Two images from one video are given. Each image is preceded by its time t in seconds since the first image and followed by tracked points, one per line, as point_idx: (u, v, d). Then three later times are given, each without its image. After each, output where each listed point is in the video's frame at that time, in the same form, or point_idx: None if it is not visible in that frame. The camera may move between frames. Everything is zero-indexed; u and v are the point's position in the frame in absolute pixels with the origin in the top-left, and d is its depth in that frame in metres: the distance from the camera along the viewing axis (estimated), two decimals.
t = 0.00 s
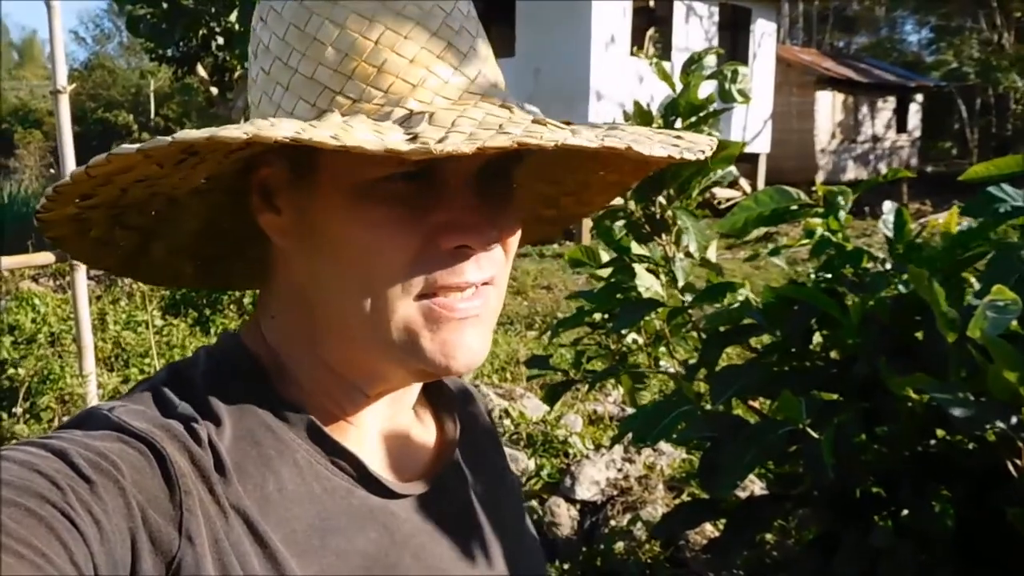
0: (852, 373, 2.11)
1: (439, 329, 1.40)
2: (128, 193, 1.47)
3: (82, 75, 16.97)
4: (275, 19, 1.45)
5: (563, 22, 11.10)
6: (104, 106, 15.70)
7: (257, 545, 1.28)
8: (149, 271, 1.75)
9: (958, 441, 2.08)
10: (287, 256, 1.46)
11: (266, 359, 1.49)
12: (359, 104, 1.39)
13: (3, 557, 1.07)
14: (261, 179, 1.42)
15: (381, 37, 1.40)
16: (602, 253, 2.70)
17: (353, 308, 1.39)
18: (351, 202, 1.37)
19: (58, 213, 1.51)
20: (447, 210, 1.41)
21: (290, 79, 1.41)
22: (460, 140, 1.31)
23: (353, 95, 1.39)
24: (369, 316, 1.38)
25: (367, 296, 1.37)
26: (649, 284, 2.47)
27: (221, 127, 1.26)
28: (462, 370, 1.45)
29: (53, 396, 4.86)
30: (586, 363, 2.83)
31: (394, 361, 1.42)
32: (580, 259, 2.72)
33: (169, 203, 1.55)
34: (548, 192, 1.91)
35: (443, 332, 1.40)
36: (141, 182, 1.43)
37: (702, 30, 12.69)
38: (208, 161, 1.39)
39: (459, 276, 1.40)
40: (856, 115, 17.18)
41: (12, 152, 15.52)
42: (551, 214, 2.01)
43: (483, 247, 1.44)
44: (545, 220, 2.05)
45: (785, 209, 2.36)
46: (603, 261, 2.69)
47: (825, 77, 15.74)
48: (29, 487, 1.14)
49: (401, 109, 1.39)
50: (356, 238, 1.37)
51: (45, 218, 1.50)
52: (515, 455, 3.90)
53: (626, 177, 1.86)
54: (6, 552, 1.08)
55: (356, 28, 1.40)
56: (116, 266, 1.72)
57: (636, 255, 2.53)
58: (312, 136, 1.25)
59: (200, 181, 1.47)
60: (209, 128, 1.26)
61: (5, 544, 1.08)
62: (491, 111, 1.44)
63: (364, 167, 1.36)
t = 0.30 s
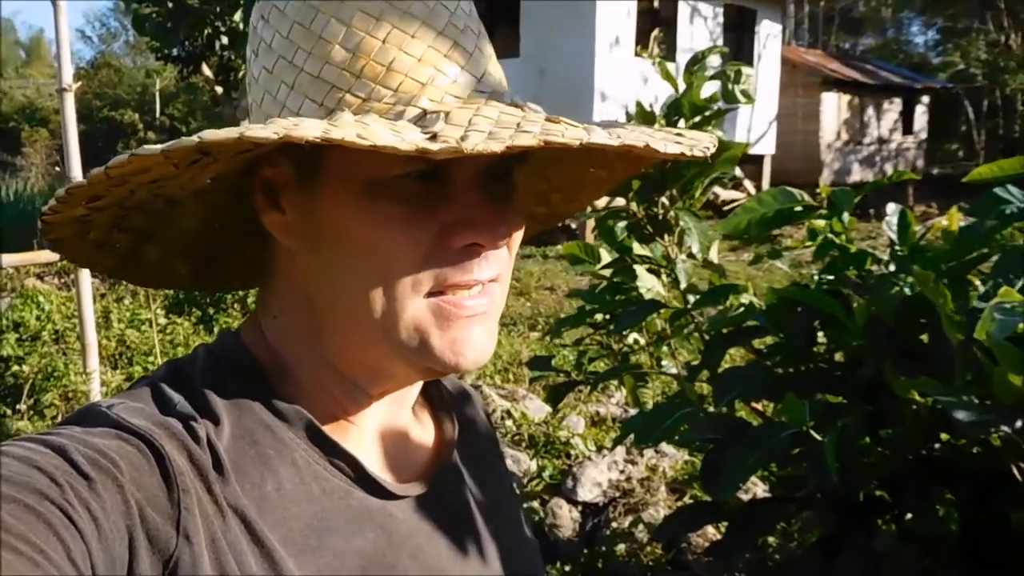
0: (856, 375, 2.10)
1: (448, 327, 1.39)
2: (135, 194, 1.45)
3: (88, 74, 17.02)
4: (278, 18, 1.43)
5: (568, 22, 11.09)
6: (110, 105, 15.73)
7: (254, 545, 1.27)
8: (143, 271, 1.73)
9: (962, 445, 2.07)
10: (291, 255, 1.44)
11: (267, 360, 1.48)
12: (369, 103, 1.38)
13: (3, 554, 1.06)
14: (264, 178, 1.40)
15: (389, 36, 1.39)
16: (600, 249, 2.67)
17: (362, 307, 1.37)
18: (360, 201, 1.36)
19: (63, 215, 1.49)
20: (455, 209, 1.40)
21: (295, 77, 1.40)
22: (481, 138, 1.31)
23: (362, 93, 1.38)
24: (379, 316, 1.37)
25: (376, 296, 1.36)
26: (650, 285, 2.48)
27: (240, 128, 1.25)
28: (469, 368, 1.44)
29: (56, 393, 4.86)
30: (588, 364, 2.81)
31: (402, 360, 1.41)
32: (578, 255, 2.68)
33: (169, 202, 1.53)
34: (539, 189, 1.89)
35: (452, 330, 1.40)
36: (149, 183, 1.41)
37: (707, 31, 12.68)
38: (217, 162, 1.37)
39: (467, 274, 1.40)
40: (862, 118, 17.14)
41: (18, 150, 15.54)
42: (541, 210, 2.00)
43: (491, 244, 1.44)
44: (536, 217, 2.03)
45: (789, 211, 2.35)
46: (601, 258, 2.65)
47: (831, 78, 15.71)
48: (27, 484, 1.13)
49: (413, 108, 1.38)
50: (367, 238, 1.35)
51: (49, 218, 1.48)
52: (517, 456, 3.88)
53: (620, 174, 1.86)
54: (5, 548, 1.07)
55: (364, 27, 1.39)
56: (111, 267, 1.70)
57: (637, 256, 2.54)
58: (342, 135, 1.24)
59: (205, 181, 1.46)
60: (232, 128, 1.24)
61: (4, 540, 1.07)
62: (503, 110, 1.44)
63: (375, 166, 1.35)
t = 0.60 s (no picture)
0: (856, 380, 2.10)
1: (448, 334, 1.40)
2: (135, 205, 1.45)
3: (91, 72, 17.07)
4: (276, 24, 1.43)
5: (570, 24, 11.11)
6: (114, 104, 15.75)
7: (254, 547, 1.28)
8: (142, 276, 1.74)
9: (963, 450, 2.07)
10: (291, 262, 1.44)
11: (266, 366, 1.48)
12: (368, 112, 1.38)
13: (4, 558, 1.07)
14: (263, 186, 1.41)
15: (387, 45, 1.39)
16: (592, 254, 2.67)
17: (361, 314, 1.38)
18: (359, 210, 1.36)
19: (63, 226, 1.50)
20: (455, 216, 1.40)
21: (295, 87, 1.40)
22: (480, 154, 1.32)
23: (361, 103, 1.39)
24: (378, 324, 1.38)
25: (377, 304, 1.37)
26: (648, 288, 2.50)
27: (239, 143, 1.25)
28: (469, 373, 1.44)
29: (58, 392, 4.87)
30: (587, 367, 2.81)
31: (402, 366, 1.42)
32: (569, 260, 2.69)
33: (168, 210, 1.53)
34: (537, 191, 1.90)
35: (453, 336, 1.40)
36: (149, 194, 1.42)
37: (710, 33, 12.69)
38: (216, 172, 1.38)
39: (467, 280, 1.40)
40: (864, 121, 17.14)
41: (21, 148, 15.54)
42: (539, 211, 2.00)
43: (491, 251, 1.44)
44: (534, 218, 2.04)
45: (789, 216, 2.35)
46: (592, 261, 2.65)
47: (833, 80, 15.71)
48: (29, 488, 1.13)
49: (413, 118, 1.39)
50: (367, 247, 1.36)
51: (50, 229, 1.48)
52: (517, 456, 3.89)
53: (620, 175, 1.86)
54: (6, 552, 1.07)
55: (363, 35, 1.39)
56: (110, 274, 1.71)
57: (636, 259, 2.51)
58: (342, 151, 1.25)
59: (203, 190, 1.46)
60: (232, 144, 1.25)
61: (4, 544, 1.08)
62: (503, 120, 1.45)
63: (374, 176, 1.35)
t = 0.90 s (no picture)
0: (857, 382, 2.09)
1: (443, 334, 1.39)
2: (126, 211, 1.45)
3: (96, 67, 17.09)
4: (266, 24, 1.42)
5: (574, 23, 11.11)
6: (118, 99, 15.76)
7: (252, 544, 1.27)
8: (138, 278, 1.74)
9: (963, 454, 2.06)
10: (284, 264, 1.44)
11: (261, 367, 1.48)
12: (359, 114, 1.38)
13: None
14: (255, 190, 1.40)
15: (377, 45, 1.39)
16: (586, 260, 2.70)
17: (355, 317, 1.38)
18: (351, 213, 1.36)
19: (56, 233, 1.49)
20: (449, 217, 1.39)
21: (285, 88, 1.40)
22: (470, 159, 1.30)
23: (352, 104, 1.38)
24: (372, 326, 1.37)
25: (371, 306, 1.36)
26: (645, 291, 2.48)
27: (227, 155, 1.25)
28: (465, 372, 1.44)
29: (59, 386, 4.88)
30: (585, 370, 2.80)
31: (397, 365, 1.41)
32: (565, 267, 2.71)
33: (161, 214, 1.53)
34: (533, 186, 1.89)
35: (448, 337, 1.39)
36: (140, 201, 1.41)
37: (714, 32, 12.69)
38: (208, 178, 1.37)
39: (461, 281, 1.39)
40: (868, 121, 17.12)
41: (25, 143, 15.56)
42: (535, 205, 2.00)
43: (486, 251, 1.43)
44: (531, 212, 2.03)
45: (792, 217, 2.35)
46: (586, 267, 2.68)
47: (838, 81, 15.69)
48: (26, 484, 1.13)
49: (403, 120, 1.38)
50: (360, 250, 1.35)
51: (43, 237, 1.48)
52: (517, 455, 3.89)
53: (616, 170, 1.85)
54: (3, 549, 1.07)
55: (352, 34, 1.39)
56: (105, 278, 1.70)
57: (635, 261, 2.51)
58: (330, 160, 1.24)
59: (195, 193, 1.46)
60: (219, 153, 1.26)
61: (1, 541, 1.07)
62: (495, 120, 1.43)
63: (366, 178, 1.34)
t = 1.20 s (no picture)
0: (856, 381, 2.09)
1: (444, 333, 1.39)
2: (131, 205, 1.45)
3: (94, 69, 17.12)
4: (274, 25, 1.43)
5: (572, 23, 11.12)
6: (117, 101, 15.80)
7: (251, 547, 1.27)
8: (139, 277, 1.74)
9: (962, 453, 2.06)
10: (285, 263, 1.44)
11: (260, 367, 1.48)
12: (365, 113, 1.38)
13: None
14: (259, 188, 1.41)
15: (384, 47, 1.40)
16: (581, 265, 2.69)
17: (358, 315, 1.38)
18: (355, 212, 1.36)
19: (60, 224, 1.50)
20: (451, 217, 1.40)
21: (291, 87, 1.40)
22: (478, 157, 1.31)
23: (359, 104, 1.38)
24: (373, 324, 1.37)
25: (372, 304, 1.36)
26: (643, 292, 2.47)
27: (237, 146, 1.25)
28: (466, 373, 1.44)
29: (59, 388, 4.87)
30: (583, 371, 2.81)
31: (399, 365, 1.41)
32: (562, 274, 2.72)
33: (165, 211, 1.53)
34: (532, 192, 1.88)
35: (449, 337, 1.39)
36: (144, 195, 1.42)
37: (712, 33, 12.71)
38: (211, 172, 1.38)
39: (463, 281, 1.39)
40: (866, 121, 17.14)
41: (24, 145, 15.57)
42: (534, 214, 1.99)
43: (488, 253, 1.43)
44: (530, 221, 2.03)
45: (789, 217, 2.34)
46: (582, 273, 2.68)
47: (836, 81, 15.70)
48: (25, 487, 1.13)
49: (410, 120, 1.38)
50: (363, 247, 1.36)
51: (48, 227, 1.48)
52: (516, 456, 3.90)
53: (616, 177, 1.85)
54: (2, 552, 1.07)
55: (359, 36, 1.39)
56: (107, 274, 1.71)
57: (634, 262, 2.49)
58: (341, 154, 1.24)
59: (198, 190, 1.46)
60: (229, 147, 1.25)
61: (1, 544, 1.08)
62: (503, 122, 1.43)
63: (369, 176, 1.35)
